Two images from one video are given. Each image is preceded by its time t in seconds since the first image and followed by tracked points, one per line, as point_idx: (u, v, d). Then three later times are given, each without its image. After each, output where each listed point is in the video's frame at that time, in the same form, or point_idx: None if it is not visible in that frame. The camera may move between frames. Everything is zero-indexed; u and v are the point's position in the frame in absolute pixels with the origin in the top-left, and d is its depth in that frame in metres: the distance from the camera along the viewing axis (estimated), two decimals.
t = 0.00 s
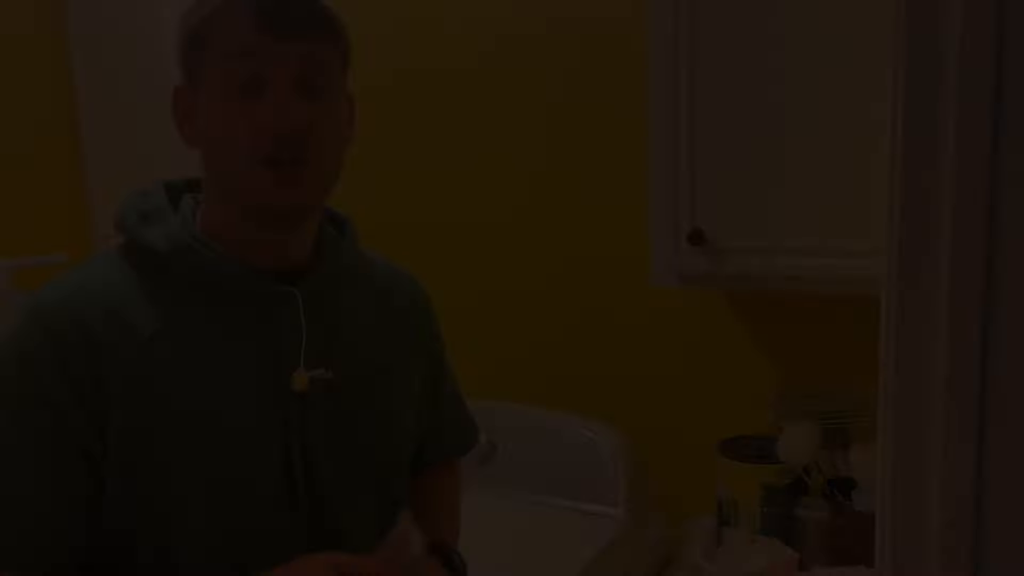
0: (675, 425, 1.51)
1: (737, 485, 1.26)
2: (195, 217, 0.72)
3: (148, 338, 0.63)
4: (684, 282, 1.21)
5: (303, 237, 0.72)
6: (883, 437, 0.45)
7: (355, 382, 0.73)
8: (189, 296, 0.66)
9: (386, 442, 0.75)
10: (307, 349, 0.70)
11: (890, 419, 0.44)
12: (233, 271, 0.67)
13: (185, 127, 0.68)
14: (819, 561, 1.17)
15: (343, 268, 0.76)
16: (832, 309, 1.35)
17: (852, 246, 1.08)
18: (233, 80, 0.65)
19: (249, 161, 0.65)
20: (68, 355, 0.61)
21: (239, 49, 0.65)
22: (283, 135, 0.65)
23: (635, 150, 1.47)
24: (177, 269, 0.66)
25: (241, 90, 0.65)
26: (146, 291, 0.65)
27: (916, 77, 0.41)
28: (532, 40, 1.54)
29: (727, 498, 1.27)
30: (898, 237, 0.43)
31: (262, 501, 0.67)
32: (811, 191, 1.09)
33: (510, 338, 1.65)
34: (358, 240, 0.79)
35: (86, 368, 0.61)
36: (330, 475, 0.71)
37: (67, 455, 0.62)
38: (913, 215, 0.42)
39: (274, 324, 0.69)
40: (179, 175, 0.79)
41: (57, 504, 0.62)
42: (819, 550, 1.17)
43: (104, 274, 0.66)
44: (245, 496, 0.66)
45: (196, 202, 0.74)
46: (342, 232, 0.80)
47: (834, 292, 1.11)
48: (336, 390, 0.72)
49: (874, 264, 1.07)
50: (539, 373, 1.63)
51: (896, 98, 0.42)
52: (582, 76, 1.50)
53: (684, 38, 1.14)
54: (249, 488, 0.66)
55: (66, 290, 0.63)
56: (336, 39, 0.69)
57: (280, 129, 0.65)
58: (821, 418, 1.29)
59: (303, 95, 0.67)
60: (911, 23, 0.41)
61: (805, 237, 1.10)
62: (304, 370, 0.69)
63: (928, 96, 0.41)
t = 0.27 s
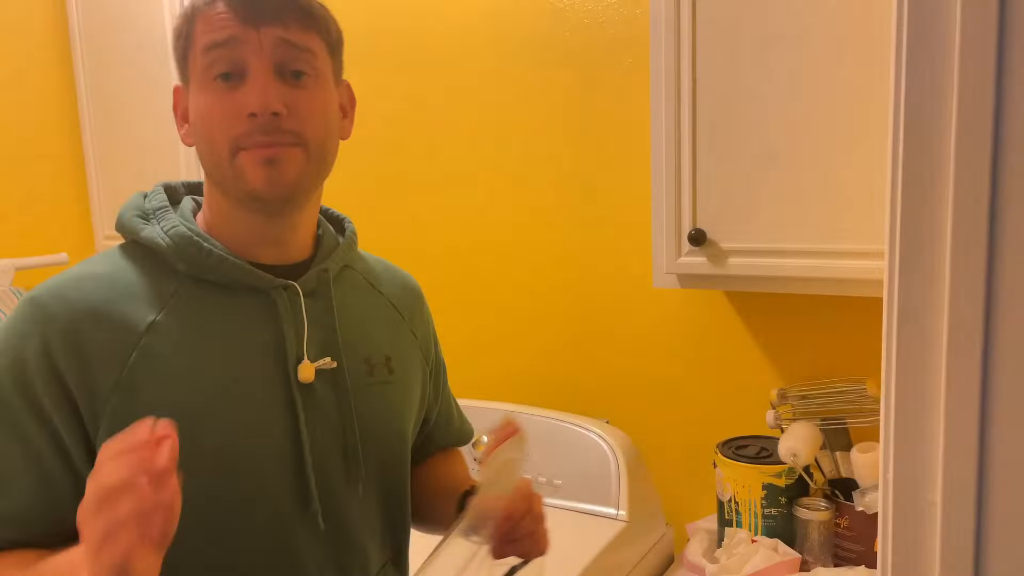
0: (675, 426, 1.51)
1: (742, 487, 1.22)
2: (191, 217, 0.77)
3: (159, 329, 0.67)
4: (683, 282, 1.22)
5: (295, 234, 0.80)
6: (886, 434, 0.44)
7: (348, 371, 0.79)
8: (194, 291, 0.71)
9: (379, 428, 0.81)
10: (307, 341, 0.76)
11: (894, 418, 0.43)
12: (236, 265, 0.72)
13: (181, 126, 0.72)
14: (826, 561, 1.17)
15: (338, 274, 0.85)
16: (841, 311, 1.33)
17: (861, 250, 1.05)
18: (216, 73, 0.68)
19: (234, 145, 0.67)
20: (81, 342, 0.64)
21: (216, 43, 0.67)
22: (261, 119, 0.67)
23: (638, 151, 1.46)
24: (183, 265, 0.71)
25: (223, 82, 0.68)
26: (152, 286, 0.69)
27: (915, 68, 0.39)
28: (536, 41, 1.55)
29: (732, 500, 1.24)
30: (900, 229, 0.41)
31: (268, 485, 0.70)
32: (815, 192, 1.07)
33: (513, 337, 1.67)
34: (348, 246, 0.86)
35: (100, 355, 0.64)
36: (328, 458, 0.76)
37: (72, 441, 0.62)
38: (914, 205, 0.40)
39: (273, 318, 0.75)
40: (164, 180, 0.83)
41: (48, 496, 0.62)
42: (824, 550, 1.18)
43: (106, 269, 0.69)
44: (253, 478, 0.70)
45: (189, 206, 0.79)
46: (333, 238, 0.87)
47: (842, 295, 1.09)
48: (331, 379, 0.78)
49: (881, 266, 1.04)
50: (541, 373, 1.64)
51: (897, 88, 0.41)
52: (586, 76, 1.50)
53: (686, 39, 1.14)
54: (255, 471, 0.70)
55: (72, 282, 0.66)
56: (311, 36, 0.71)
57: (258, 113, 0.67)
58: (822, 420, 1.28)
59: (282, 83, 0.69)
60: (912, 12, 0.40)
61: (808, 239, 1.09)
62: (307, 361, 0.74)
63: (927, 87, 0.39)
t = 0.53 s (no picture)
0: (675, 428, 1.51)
1: (742, 489, 1.23)
2: (185, 224, 0.78)
3: (155, 337, 0.68)
4: (684, 284, 1.23)
5: (291, 239, 0.80)
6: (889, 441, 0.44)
7: (346, 373, 0.79)
8: (190, 298, 0.71)
9: (379, 429, 0.81)
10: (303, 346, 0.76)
11: (897, 425, 0.43)
12: (231, 271, 0.72)
13: (178, 135, 0.76)
14: (826, 564, 1.17)
15: (332, 276, 0.84)
16: (843, 313, 1.33)
17: (863, 253, 1.05)
18: (217, 89, 0.72)
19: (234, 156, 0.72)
20: (78, 354, 0.65)
21: (220, 60, 0.72)
22: (265, 131, 0.72)
23: (640, 153, 1.46)
24: (178, 273, 0.71)
25: (223, 95, 0.73)
26: (147, 295, 0.70)
27: (917, 78, 0.40)
28: (537, 44, 1.55)
29: (733, 502, 1.24)
30: (902, 237, 0.41)
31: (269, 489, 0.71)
32: (816, 196, 1.07)
33: (513, 338, 1.68)
34: (341, 248, 0.86)
35: (98, 365, 0.65)
36: (329, 460, 0.76)
37: (78, 452, 0.64)
38: (916, 213, 0.41)
39: (269, 322, 0.75)
40: (155, 189, 0.84)
41: (60, 505, 0.64)
42: (825, 552, 1.18)
43: (102, 281, 0.70)
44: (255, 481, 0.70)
45: (182, 213, 0.79)
46: (326, 242, 0.87)
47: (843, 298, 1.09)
48: (329, 381, 0.78)
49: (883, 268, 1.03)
50: (541, 375, 1.65)
51: (898, 97, 0.41)
52: (588, 79, 1.50)
53: (687, 43, 1.14)
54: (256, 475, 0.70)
55: (69, 296, 0.67)
56: (308, 49, 0.77)
57: (262, 127, 0.72)
58: (822, 422, 1.28)
59: (282, 96, 0.74)
60: (914, 21, 0.40)
61: (810, 242, 1.09)
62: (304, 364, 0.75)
63: (929, 96, 0.39)
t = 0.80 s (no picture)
0: (676, 430, 1.51)
1: (744, 491, 1.22)
2: (183, 227, 0.78)
3: (153, 343, 0.67)
4: (686, 286, 1.23)
5: (291, 241, 0.80)
6: (892, 442, 0.44)
7: (345, 378, 0.79)
8: (188, 303, 0.71)
9: (378, 433, 0.81)
10: (302, 350, 0.76)
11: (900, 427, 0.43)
12: (230, 275, 0.72)
13: (183, 130, 0.76)
14: (828, 566, 1.18)
15: (332, 279, 0.84)
16: (844, 315, 1.33)
17: (865, 254, 1.05)
18: (226, 84, 0.72)
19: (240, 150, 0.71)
20: (76, 358, 0.64)
21: (233, 57, 0.72)
22: (273, 128, 0.72)
23: (642, 155, 1.46)
24: (176, 277, 0.71)
25: (232, 91, 0.72)
26: (145, 299, 0.70)
27: (921, 80, 0.39)
28: (539, 45, 1.55)
29: (734, 504, 1.24)
30: (905, 240, 0.41)
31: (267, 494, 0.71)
32: (818, 198, 1.07)
33: (513, 339, 1.67)
34: (341, 251, 0.86)
35: (96, 370, 0.65)
36: (327, 465, 0.76)
37: (75, 456, 0.64)
38: (919, 216, 0.41)
39: (268, 327, 0.75)
40: (154, 191, 0.84)
41: (58, 509, 0.64)
42: (826, 554, 1.18)
43: (100, 285, 0.70)
44: (253, 486, 0.70)
45: (181, 216, 0.79)
46: (325, 245, 0.87)
47: (845, 299, 1.09)
48: (328, 386, 0.77)
49: (886, 270, 1.03)
50: (542, 377, 1.64)
51: (901, 100, 0.41)
52: (590, 81, 1.50)
53: (688, 45, 1.14)
54: (254, 480, 0.70)
55: (67, 300, 0.67)
56: (318, 53, 0.77)
57: (269, 123, 0.72)
58: (824, 424, 1.28)
59: (290, 96, 0.75)
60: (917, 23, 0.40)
61: (812, 244, 1.09)
62: (303, 369, 0.74)
63: (932, 98, 0.39)
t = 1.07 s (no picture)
0: (676, 430, 1.51)
1: (744, 492, 1.22)
2: (187, 226, 0.77)
3: (154, 342, 0.67)
4: (686, 286, 1.22)
5: (295, 245, 0.80)
6: (891, 444, 0.44)
7: (347, 380, 0.79)
8: (190, 302, 0.71)
9: (378, 437, 0.81)
10: (305, 352, 0.76)
11: (900, 428, 0.43)
12: (233, 276, 0.72)
13: (184, 137, 0.76)
14: (828, 567, 1.17)
15: (336, 280, 0.84)
16: (843, 316, 1.32)
17: (865, 255, 1.04)
18: (225, 94, 0.72)
19: (241, 161, 0.71)
20: (76, 356, 0.64)
21: (231, 65, 0.72)
22: (272, 137, 0.72)
23: (641, 155, 1.46)
24: (179, 276, 0.71)
25: (231, 99, 0.72)
26: (147, 298, 0.69)
27: (921, 78, 0.39)
28: (539, 45, 1.54)
29: (734, 505, 1.24)
30: (904, 240, 0.41)
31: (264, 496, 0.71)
32: (818, 198, 1.07)
33: (513, 340, 1.67)
34: (346, 252, 0.86)
35: (95, 368, 0.64)
36: (326, 467, 0.76)
37: (72, 454, 0.64)
38: (918, 215, 0.40)
39: (270, 328, 0.74)
40: (159, 189, 0.83)
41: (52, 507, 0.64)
42: (826, 555, 1.17)
43: (102, 282, 0.69)
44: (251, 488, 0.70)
45: (185, 215, 0.79)
46: (331, 246, 0.86)
47: (845, 300, 1.08)
48: (330, 388, 0.77)
49: (885, 271, 1.03)
50: (542, 377, 1.64)
51: (900, 99, 0.40)
52: (589, 81, 1.50)
53: (691, 45, 1.14)
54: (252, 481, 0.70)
55: (68, 297, 0.66)
56: (316, 55, 0.77)
57: (269, 133, 0.72)
58: (824, 425, 1.28)
59: (290, 103, 0.74)
60: (917, 20, 0.39)
61: (812, 245, 1.08)
62: (305, 371, 0.74)
63: (931, 97, 0.39)
